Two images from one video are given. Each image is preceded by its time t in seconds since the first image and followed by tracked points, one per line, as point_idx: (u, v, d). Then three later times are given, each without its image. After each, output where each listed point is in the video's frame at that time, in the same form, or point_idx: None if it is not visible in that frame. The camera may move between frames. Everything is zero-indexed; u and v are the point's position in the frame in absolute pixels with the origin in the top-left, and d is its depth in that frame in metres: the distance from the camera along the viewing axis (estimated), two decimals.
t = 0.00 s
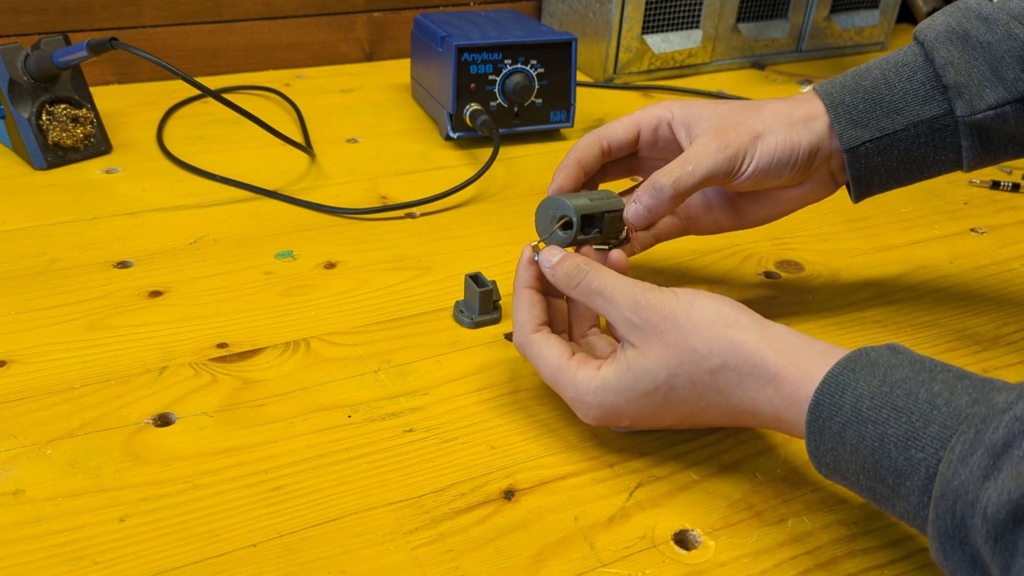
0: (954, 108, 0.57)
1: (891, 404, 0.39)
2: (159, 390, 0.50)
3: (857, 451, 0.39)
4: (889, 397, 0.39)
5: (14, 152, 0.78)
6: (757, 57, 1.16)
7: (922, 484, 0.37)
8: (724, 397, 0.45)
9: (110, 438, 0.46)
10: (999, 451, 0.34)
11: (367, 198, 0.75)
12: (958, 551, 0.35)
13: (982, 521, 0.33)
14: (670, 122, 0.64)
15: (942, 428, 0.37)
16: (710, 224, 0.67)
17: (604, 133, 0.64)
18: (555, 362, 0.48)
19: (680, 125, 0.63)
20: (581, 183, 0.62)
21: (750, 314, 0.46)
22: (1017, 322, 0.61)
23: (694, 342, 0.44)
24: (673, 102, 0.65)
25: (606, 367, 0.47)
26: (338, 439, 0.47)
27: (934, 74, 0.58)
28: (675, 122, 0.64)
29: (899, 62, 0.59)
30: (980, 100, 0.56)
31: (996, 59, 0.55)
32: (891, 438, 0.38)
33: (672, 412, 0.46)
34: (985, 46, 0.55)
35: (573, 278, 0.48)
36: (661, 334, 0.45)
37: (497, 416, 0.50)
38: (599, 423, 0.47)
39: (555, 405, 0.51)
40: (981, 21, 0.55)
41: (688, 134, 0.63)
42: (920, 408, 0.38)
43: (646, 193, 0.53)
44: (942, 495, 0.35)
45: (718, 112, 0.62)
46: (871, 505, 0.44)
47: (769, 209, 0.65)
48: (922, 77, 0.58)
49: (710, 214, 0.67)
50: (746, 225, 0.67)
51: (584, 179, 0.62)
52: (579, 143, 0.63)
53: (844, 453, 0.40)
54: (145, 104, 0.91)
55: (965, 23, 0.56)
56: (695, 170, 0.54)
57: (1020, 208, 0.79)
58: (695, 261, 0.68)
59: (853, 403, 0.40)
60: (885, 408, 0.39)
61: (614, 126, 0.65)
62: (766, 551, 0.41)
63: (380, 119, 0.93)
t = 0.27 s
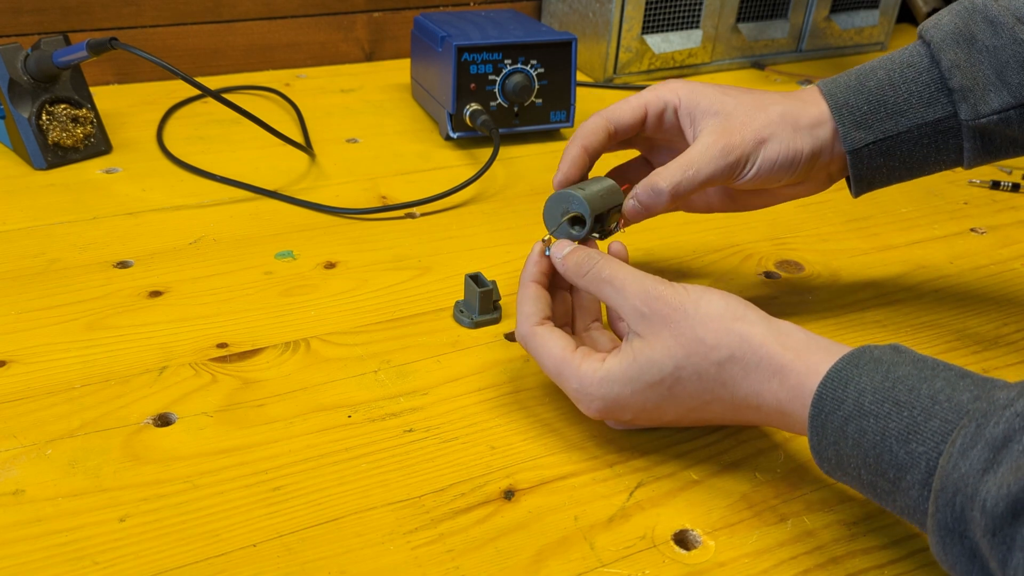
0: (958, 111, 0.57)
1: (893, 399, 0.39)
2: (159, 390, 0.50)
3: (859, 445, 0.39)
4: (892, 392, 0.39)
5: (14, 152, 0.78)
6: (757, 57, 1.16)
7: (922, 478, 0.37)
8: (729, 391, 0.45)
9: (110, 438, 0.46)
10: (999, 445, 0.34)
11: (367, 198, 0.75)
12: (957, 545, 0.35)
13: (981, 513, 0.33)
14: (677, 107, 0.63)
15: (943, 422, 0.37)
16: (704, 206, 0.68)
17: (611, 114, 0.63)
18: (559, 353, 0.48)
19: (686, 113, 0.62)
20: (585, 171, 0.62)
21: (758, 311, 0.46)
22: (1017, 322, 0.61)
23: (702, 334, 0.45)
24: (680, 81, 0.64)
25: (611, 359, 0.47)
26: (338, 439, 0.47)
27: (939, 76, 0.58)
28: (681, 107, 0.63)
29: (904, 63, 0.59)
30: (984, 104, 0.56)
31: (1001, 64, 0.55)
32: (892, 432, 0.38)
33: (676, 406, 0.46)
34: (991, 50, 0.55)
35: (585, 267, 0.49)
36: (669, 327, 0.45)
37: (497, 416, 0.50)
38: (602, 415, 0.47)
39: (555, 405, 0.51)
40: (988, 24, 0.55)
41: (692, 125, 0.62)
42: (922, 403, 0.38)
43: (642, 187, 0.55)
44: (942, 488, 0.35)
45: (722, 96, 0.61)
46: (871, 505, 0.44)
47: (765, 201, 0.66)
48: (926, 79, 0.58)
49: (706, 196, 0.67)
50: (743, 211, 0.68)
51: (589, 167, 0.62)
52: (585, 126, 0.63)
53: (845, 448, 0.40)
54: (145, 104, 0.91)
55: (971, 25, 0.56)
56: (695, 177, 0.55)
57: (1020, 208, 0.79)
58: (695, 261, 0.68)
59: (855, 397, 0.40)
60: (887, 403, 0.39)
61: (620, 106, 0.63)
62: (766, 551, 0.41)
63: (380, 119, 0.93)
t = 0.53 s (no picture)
0: (958, 114, 0.57)
1: (899, 387, 0.39)
2: (159, 390, 0.50)
3: (863, 433, 0.39)
4: (898, 380, 0.39)
5: (14, 152, 0.78)
6: (757, 57, 1.16)
7: (926, 465, 0.37)
8: (738, 379, 0.45)
9: (110, 438, 0.46)
10: (1004, 433, 0.34)
11: (367, 198, 0.75)
12: (960, 532, 0.35)
13: (983, 500, 0.33)
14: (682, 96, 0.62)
15: (949, 411, 0.37)
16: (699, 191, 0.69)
17: (614, 99, 0.62)
18: (563, 351, 0.48)
19: (688, 102, 0.62)
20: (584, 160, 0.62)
21: (765, 303, 0.46)
22: (1017, 322, 0.61)
23: (710, 322, 0.45)
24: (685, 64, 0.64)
25: (617, 353, 0.47)
26: (338, 439, 0.47)
27: (940, 78, 0.58)
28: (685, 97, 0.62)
29: (905, 64, 0.59)
30: (984, 108, 0.56)
31: (1002, 68, 0.55)
32: (897, 419, 0.38)
33: (683, 399, 0.46)
34: (992, 54, 0.55)
35: (588, 261, 0.50)
36: (677, 316, 0.45)
37: (496, 416, 0.50)
38: (606, 411, 0.46)
39: (555, 405, 0.51)
40: (989, 27, 0.55)
41: (694, 117, 0.62)
42: (928, 392, 0.38)
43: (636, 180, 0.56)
44: (946, 474, 0.35)
45: (725, 90, 0.60)
46: (871, 505, 0.44)
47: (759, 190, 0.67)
48: (927, 81, 0.58)
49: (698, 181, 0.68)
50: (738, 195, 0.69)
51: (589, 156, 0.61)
52: (587, 111, 0.62)
53: (850, 436, 0.40)
54: (145, 104, 0.91)
55: (972, 28, 0.56)
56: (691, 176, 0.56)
57: (1020, 208, 0.79)
58: (695, 260, 0.68)
59: (861, 384, 0.40)
60: (893, 390, 0.39)
61: (624, 92, 0.63)
62: (766, 551, 0.41)
63: (380, 119, 0.93)
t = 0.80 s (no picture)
0: (962, 114, 0.57)
1: (905, 367, 0.39)
2: (159, 390, 0.50)
3: (868, 412, 0.39)
4: (903, 361, 0.39)
5: (14, 152, 0.78)
6: (757, 57, 1.16)
7: (929, 445, 0.37)
8: (743, 360, 0.45)
9: (110, 438, 0.46)
10: (1008, 413, 0.34)
11: (367, 198, 0.75)
12: (962, 511, 0.35)
13: (985, 478, 0.33)
14: (684, 99, 0.63)
15: (954, 391, 0.37)
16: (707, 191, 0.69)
17: (616, 108, 0.63)
18: (568, 347, 0.48)
19: (692, 104, 0.63)
20: (588, 168, 0.63)
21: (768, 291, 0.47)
22: (1017, 322, 0.61)
23: (714, 305, 0.45)
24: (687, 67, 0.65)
25: (621, 344, 0.47)
26: (338, 439, 0.47)
27: (944, 77, 0.57)
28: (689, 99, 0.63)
29: (910, 64, 0.58)
30: (989, 107, 0.56)
31: (1006, 68, 0.55)
32: (902, 399, 0.38)
33: (688, 386, 0.46)
34: (996, 54, 0.55)
35: (591, 260, 0.52)
36: (680, 301, 0.46)
37: (496, 416, 0.50)
38: (613, 404, 0.46)
39: (556, 405, 0.51)
40: (994, 27, 0.55)
41: (699, 118, 0.63)
42: (933, 372, 0.38)
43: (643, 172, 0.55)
44: (949, 453, 0.35)
45: (730, 91, 0.61)
46: (871, 505, 0.44)
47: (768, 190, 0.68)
48: (932, 80, 0.58)
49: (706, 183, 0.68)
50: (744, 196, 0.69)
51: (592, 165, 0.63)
52: (590, 122, 0.63)
53: (854, 415, 0.40)
54: (145, 104, 0.91)
55: (977, 28, 0.56)
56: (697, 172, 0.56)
57: (1020, 208, 0.79)
58: (695, 260, 0.68)
59: (867, 364, 0.40)
60: (898, 370, 0.39)
61: (625, 101, 0.64)
62: (766, 551, 0.41)
63: (380, 119, 0.93)
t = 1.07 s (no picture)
0: (965, 110, 0.57)
1: (895, 394, 0.39)
2: (159, 390, 0.50)
3: (861, 440, 0.39)
4: (894, 387, 0.39)
5: (14, 152, 0.78)
6: (757, 57, 1.16)
7: (925, 473, 0.37)
8: (733, 389, 0.45)
9: (110, 439, 0.46)
10: (1002, 440, 0.34)
11: (367, 198, 0.75)
12: (959, 540, 0.35)
13: (982, 509, 0.33)
14: (680, 111, 0.65)
15: (946, 417, 0.37)
16: (716, 207, 0.70)
17: (615, 130, 0.65)
18: (555, 366, 0.48)
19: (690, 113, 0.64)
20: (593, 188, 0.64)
21: (760, 309, 0.46)
22: (1017, 322, 0.60)
23: (705, 334, 0.44)
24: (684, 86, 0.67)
25: (611, 364, 0.47)
26: (338, 439, 0.47)
27: (946, 75, 0.57)
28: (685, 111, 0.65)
29: (911, 62, 0.59)
30: (991, 102, 0.56)
31: (1008, 62, 0.55)
32: (895, 427, 0.38)
33: (680, 407, 0.46)
34: (998, 49, 0.55)
35: (573, 283, 0.49)
36: (670, 327, 0.45)
37: (496, 416, 0.50)
38: (605, 420, 0.47)
39: (555, 405, 0.51)
40: (995, 23, 0.55)
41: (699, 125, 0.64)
42: (924, 399, 0.38)
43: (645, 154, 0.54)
44: (944, 483, 0.35)
45: (726, 102, 0.63)
46: (871, 505, 0.44)
47: (769, 199, 0.67)
48: (934, 78, 0.58)
49: (716, 198, 0.69)
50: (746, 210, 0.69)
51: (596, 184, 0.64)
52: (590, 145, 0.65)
53: (847, 443, 0.40)
54: (145, 104, 0.91)
55: (978, 25, 0.56)
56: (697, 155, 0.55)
57: (1021, 208, 0.79)
58: (695, 260, 0.68)
59: (857, 392, 0.40)
60: (889, 398, 0.39)
61: (623, 122, 0.66)
62: (766, 551, 0.41)
63: (380, 119, 0.93)
